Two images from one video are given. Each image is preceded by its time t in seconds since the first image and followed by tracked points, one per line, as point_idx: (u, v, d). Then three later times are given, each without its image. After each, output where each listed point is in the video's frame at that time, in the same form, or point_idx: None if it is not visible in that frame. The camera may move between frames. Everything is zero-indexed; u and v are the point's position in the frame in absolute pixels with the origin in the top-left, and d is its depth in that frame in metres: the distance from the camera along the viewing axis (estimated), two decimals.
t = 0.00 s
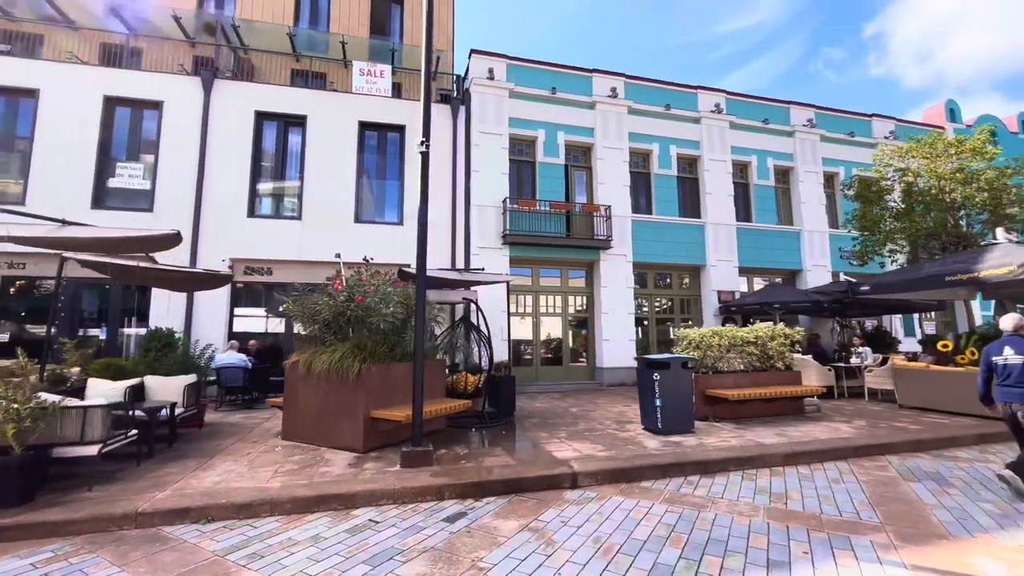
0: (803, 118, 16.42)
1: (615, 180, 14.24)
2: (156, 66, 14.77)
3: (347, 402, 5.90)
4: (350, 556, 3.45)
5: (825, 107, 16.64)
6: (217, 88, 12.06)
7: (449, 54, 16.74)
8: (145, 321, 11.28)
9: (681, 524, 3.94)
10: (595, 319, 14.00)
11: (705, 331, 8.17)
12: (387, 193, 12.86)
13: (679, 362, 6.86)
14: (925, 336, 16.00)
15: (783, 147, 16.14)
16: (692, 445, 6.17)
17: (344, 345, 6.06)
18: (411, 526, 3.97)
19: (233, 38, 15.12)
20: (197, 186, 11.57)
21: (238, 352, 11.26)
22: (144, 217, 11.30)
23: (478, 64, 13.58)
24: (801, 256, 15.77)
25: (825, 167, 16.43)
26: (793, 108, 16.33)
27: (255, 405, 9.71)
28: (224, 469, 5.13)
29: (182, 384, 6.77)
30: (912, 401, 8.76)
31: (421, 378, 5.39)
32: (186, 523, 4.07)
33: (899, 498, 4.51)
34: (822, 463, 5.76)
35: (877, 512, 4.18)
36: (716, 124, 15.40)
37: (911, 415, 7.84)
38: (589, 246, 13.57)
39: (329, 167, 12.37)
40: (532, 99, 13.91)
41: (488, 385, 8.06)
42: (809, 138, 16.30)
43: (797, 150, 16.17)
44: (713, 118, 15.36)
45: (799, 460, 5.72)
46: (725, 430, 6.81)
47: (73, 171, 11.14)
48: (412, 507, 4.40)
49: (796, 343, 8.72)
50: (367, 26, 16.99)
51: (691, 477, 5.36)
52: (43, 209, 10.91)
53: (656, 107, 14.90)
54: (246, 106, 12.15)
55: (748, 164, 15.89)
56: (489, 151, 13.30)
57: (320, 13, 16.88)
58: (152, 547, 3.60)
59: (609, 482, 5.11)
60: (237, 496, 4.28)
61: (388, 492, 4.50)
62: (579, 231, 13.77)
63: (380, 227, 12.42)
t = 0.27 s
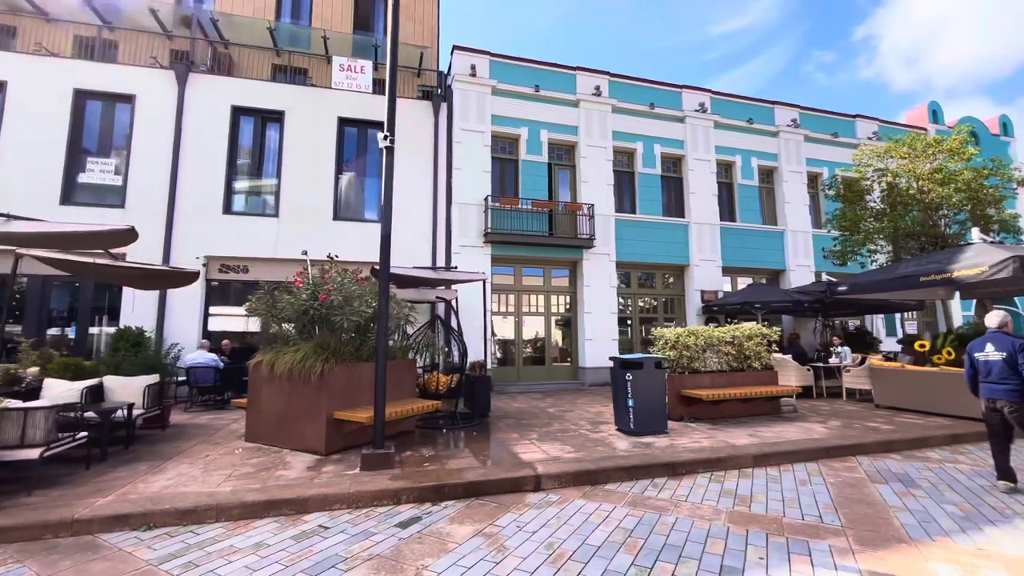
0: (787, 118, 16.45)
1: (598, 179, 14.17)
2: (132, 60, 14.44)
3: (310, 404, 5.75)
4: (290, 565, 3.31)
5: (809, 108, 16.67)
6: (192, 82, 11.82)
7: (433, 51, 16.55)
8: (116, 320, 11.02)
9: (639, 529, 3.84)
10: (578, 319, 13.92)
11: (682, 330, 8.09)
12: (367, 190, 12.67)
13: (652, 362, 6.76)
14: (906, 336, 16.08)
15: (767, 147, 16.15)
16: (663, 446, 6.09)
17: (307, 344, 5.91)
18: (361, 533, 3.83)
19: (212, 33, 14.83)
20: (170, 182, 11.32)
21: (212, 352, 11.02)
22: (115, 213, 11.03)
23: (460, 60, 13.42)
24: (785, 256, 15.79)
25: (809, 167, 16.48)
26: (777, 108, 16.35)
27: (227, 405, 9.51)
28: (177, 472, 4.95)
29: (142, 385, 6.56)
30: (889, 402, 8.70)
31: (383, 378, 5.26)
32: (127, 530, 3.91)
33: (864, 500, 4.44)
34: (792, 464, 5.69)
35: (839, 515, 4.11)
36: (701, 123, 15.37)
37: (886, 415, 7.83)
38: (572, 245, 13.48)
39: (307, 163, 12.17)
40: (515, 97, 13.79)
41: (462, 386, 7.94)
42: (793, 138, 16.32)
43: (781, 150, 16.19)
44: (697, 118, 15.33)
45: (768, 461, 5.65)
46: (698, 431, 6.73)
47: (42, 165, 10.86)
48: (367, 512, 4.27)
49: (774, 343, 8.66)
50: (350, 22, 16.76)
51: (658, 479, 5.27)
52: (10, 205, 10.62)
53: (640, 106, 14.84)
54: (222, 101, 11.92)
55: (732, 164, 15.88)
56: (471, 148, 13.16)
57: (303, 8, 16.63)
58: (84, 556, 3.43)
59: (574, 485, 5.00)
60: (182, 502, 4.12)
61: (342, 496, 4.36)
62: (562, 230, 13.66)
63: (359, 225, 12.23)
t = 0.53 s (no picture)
0: (773, 118, 16.44)
1: (583, 177, 14.06)
2: (108, 54, 14.12)
3: (271, 405, 5.57)
4: None
5: (795, 108, 16.68)
6: (167, 76, 11.55)
7: (418, 48, 16.33)
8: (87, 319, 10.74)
9: (598, 536, 3.72)
10: (562, 319, 13.81)
11: (660, 330, 7.99)
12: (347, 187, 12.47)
13: (626, 363, 6.65)
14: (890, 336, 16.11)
15: (753, 147, 16.14)
16: (635, 448, 5.98)
17: (269, 344, 5.73)
18: (308, 540, 3.67)
19: (191, 26, 14.54)
20: (143, 177, 11.06)
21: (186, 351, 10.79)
22: (86, 209, 10.75)
23: (442, 56, 13.24)
24: (769, 256, 15.78)
25: (793, 167, 16.49)
26: (763, 108, 16.34)
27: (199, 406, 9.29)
28: (126, 476, 4.76)
29: (101, 386, 6.34)
30: (868, 403, 8.61)
31: (344, 378, 5.10)
32: (62, 538, 3.72)
33: (831, 504, 4.34)
34: (764, 467, 5.59)
35: (804, 519, 4.01)
36: (686, 123, 15.32)
37: (863, 416, 7.78)
38: (555, 244, 13.35)
39: (285, 160, 11.94)
40: (498, 94, 13.64)
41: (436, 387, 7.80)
42: (778, 138, 16.32)
43: (767, 151, 16.18)
44: (683, 117, 15.27)
45: (740, 463, 5.55)
46: (673, 432, 6.63)
47: (9, 160, 10.56)
48: (319, 518, 4.11)
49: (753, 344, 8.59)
50: (334, 17, 16.52)
51: (627, 482, 5.16)
52: None
53: (625, 105, 14.76)
54: (198, 95, 11.66)
55: (717, 163, 15.85)
56: (453, 146, 13.00)
57: (285, 3, 16.37)
58: (9, 567, 3.25)
59: (539, 489, 4.87)
60: (123, 508, 3.93)
61: (294, 501, 4.20)
62: (545, 229, 13.53)
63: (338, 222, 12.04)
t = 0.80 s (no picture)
0: (758, 119, 16.44)
1: (567, 176, 13.96)
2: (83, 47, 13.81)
3: (229, 408, 5.40)
4: None
5: (780, 109, 16.69)
6: (141, 70, 11.30)
7: (402, 45, 16.14)
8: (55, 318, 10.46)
9: (552, 544, 3.61)
10: (545, 319, 13.70)
11: (636, 331, 7.87)
12: (327, 185, 12.28)
13: (599, 365, 6.55)
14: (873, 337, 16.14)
15: (738, 148, 16.12)
16: (605, 450, 5.87)
17: (228, 345, 5.55)
18: (250, 550, 3.52)
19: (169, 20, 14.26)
20: (115, 173, 10.81)
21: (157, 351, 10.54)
22: (55, 205, 10.49)
23: (425, 53, 13.07)
24: (754, 256, 15.77)
25: (778, 168, 16.49)
26: (748, 109, 16.33)
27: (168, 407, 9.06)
28: (72, 482, 4.58)
29: (57, 387, 6.13)
30: (846, 404, 8.56)
31: (302, 381, 4.94)
32: None
33: (796, 509, 4.26)
34: (734, 470, 5.51)
35: (766, 526, 3.93)
36: (671, 122, 15.27)
37: (839, 418, 7.73)
38: (538, 244, 13.24)
39: (262, 157, 11.73)
40: (481, 92, 13.50)
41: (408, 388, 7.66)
42: (763, 139, 16.32)
43: (752, 151, 16.17)
44: (668, 117, 15.22)
45: (710, 467, 5.46)
46: (646, 434, 6.53)
47: None
48: (267, 526, 3.95)
49: (731, 345, 8.52)
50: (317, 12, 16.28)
51: (593, 487, 5.04)
52: None
53: (610, 104, 14.67)
54: (172, 90, 11.42)
55: (702, 164, 15.82)
56: (435, 144, 12.84)
57: None
58: None
59: (502, 494, 4.74)
60: (59, 517, 3.76)
61: (242, 509, 4.05)
62: (529, 228, 13.41)
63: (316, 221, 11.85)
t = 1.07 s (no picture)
0: (743, 117, 16.41)
1: (550, 174, 13.85)
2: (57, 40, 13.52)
3: (184, 408, 5.24)
4: None
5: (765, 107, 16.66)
6: (113, 63, 11.06)
7: (386, 40, 15.92)
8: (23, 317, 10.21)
9: (501, 547, 3.50)
10: (528, 317, 13.61)
11: (612, 328, 7.76)
12: (305, 181, 12.10)
13: (570, 363, 6.44)
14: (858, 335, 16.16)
15: (723, 146, 16.08)
16: (573, 450, 5.77)
17: (183, 343, 5.38)
18: (185, 557, 3.39)
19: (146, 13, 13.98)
20: (85, 168, 10.58)
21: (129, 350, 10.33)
22: (23, 201, 10.25)
23: (406, 48, 12.90)
24: (738, 255, 15.74)
25: (764, 166, 16.46)
26: (733, 107, 16.29)
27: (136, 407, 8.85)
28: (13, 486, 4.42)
29: (10, 388, 5.90)
30: (823, 402, 8.52)
31: (257, 380, 4.78)
32: None
33: (756, 510, 4.18)
34: (702, 470, 5.42)
35: (723, 527, 3.84)
36: (656, 120, 15.20)
37: (815, 416, 7.68)
38: (521, 242, 13.13)
39: (239, 152, 11.53)
40: (464, 88, 13.36)
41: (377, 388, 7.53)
42: (749, 137, 16.29)
43: (737, 149, 16.14)
44: (653, 114, 15.15)
45: (677, 466, 5.37)
46: (617, 434, 6.44)
47: None
48: (211, 531, 3.82)
49: (708, 343, 8.46)
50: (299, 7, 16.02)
51: (556, 488, 4.94)
52: None
53: (594, 101, 14.57)
54: (145, 84, 11.19)
55: (688, 162, 15.77)
56: (416, 140, 12.69)
57: None
58: None
59: (461, 495, 4.62)
60: None
61: (185, 512, 3.91)
62: (512, 226, 13.30)
63: (294, 218, 11.67)
